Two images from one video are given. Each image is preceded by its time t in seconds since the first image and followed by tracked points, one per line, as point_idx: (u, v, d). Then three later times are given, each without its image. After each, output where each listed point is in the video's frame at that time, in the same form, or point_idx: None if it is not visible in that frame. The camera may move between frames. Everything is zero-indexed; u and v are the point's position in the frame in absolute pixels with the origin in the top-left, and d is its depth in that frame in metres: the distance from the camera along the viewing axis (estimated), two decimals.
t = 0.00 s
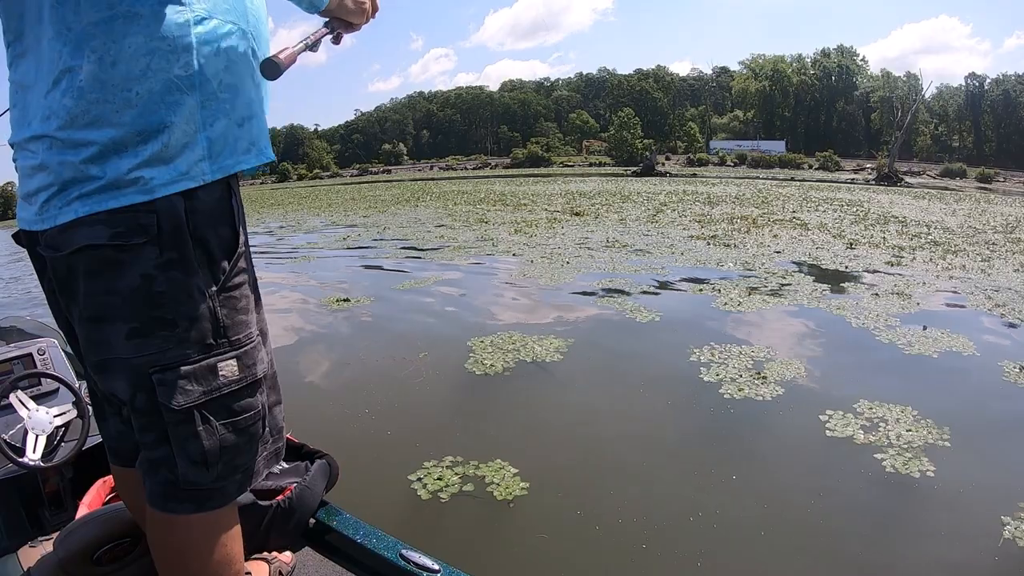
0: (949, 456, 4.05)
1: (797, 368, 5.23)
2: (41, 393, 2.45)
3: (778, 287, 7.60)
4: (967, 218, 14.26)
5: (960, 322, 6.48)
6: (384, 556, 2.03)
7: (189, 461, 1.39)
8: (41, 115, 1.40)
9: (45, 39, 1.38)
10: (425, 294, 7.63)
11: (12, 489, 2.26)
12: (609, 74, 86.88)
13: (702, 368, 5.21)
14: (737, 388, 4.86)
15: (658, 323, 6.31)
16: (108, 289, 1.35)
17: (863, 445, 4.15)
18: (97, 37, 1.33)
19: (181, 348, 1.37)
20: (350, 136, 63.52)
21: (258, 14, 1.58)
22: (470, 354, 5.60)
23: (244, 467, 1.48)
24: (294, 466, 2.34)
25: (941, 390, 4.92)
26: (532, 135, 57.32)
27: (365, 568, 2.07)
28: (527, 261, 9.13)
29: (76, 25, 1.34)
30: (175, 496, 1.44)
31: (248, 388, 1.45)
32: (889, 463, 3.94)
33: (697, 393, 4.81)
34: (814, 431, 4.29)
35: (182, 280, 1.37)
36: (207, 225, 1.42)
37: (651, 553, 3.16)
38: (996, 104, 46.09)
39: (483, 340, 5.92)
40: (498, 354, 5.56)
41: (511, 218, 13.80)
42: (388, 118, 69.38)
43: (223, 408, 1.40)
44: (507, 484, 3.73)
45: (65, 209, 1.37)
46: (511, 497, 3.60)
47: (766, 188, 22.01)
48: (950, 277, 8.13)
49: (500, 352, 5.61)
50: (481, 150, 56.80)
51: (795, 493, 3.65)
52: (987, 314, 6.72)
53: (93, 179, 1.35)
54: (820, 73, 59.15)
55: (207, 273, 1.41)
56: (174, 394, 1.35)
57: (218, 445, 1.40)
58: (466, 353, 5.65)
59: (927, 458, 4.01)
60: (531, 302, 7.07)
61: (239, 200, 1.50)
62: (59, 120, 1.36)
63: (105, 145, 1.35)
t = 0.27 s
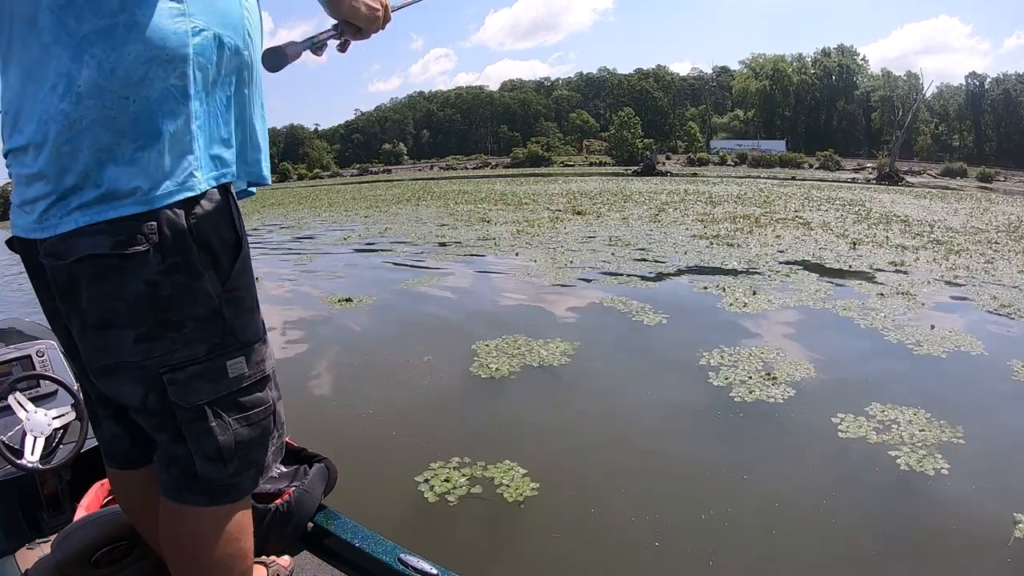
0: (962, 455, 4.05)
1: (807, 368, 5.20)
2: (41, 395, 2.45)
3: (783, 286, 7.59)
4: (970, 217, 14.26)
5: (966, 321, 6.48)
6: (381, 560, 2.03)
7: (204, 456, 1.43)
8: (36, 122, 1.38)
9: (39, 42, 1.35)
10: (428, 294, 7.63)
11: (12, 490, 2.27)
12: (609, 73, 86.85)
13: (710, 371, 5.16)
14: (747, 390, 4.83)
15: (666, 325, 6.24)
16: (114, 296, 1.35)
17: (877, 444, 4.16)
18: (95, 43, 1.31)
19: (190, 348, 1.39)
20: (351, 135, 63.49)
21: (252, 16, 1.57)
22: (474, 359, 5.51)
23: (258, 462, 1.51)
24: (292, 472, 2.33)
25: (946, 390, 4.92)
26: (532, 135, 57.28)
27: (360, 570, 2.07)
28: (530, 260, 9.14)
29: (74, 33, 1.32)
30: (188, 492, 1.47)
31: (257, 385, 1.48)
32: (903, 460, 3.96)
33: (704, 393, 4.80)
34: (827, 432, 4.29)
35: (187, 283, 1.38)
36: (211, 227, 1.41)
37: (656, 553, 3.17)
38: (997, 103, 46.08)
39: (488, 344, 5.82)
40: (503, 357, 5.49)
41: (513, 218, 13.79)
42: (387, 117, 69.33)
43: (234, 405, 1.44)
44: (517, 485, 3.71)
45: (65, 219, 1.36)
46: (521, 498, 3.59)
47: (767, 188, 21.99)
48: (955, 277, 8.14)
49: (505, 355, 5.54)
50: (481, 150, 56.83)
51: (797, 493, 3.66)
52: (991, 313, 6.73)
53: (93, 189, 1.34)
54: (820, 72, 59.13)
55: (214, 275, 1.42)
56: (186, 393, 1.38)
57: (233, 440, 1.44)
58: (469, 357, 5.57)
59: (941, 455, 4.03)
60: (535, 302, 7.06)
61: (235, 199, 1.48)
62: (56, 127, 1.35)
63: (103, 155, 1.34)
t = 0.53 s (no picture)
0: (971, 454, 4.07)
1: (816, 369, 5.18)
2: (39, 396, 2.45)
3: (788, 285, 7.59)
4: (973, 215, 14.27)
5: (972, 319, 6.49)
6: (380, 564, 2.04)
7: (234, 446, 1.41)
8: (19, 130, 1.35)
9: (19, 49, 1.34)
10: (430, 293, 7.63)
11: (12, 491, 2.29)
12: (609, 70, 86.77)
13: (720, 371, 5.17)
14: (757, 390, 4.82)
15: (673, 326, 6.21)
16: (122, 295, 1.36)
17: (887, 443, 4.17)
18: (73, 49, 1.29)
19: (206, 339, 1.39)
20: (352, 133, 63.43)
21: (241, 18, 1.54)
22: (478, 361, 5.46)
23: (295, 449, 1.49)
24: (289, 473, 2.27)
25: (951, 390, 4.92)
26: (532, 132, 57.26)
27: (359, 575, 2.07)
28: (533, 259, 9.14)
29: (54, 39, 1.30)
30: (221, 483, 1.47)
31: (283, 371, 1.46)
32: (913, 460, 3.97)
33: (710, 393, 4.81)
34: (837, 431, 4.31)
35: (193, 276, 1.37)
36: (211, 220, 1.39)
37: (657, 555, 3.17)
38: (998, 100, 46.04)
39: (492, 345, 5.78)
40: (509, 359, 5.46)
41: (515, 216, 13.80)
42: (387, 115, 69.26)
43: (258, 393, 1.42)
44: (526, 487, 3.70)
45: (56, 230, 1.35)
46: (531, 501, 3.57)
47: (769, 185, 21.97)
48: (959, 275, 8.15)
49: (510, 357, 5.50)
50: (481, 148, 56.80)
51: (799, 494, 3.66)
52: (997, 311, 6.74)
53: (79, 198, 1.32)
54: (820, 69, 59.08)
55: (224, 264, 1.41)
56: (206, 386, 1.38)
57: (260, 428, 1.42)
58: (475, 358, 5.54)
59: (950, 454, 4.05)
60: (538, 301, 7.05)
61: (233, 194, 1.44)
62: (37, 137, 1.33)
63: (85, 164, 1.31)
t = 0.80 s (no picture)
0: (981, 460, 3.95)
1: (824, 369, 5.13)
2: (39, 397, 2.45)
3: (795, 283, 7.56)
4: (978, 211, 14.23)
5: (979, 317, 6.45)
6: (380, 565, 2.03)
7: (205, 477, 1.41)
8: (15, 129, 1.34)
9: (18, 42, 1.31)
10: (434, 291, 7.61)
11: (11, 491, 2.29)
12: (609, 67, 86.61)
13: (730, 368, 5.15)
14: (767, 389, 4.76)
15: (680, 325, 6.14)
16: (111, 302, 1.34)
17: (895, 447, 4.08)
18: (79, 49, 1.27)
19: (186, 360, 1.38)
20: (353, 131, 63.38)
21: (249, 21, 1.53)
22: (486, 360, 5.46)
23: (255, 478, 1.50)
24: (290, 476, 2.35)
25: (961, 389, 4.88)
26: (533, 130, 57.20)
27: None
28: (536, 257, 9.11)
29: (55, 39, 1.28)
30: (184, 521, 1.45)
31: (255, 395, 1.48)
32: (921, 468, 3.86)
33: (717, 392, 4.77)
34: (847, 432, 4.24)
35: (183, 288, 1.38)
36: (206, 228, 1.42)
37: (662, 556, 3.15)
38: (1000, 96, 45.95)
39: (498, 345, 5.75)
40: (517, 358, 5.43)
41: (518, 213, 13.77)
42: (388, 112, 69.20)
43: (233, 419, 1.42)
44: (536, 494, 3.62)
45: (48, 224, 1.32)
46: (541, 508, 3.50)
47: (771, 181, 21.96)
48: (966, 272, 8.11)
49: (518, 355, 5.49)
50: (482, 145, 56.76)
51: (809, 496, 3.61)
52: (1004, 309, 6.71)
53: (78, 196, 1.30)
54: (822, 66, 58.95)
55: (209, 279, 1.43)
56: (182, 410, 1.36)
57: (232, 457, 1.42)
58: (482, 357, 5.52)
59: (960, 463, 3.91)
60: (541, 300, 7.02)
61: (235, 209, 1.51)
62: (35, 132, 1.30)
63: (90, 164, 1.30)
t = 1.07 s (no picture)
0: (993, 466, 3.92)
1: (832, 369, 5.14)
2: (40, 394, 2.45)
3: (801, 283, 7.54)
4: (981, 210, 14.21)
5: (986, 318, 6.43)
6: (381, 559, 2.05)
7: (199, 487, 1.40)
8: (22, 124, 1.33)
9: (27, 35, 1.31)
10: (437, 291, 7.59)
11: (12, 490, 2.27)
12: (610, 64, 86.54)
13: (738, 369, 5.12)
14: (777, 391, 4.75)
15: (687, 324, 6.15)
16: (118, 300, 1.31)
17: (906, 454, 4.04)
18: (90, 39, 1.27)
19: (192, 365, 1.36)
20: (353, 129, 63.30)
21: (265, 19, 1.55)
22: (493, 361, 5.41)
23: (251, 489, 1.49)
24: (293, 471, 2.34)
25: (969, 390, 4.86)
26: (534, 127, 57.17)
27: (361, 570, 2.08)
28: (539, 257, 9.09)
29: (63, 29, 1.27)
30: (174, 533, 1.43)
31: (256, 406, 1.46)
32: (935, 475, 3.83)
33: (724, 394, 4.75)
34: (856, 440, 4.18)
35: (193, 290, 1.36)
36: (216, 230, 1.41)
37: (671, 563, 3.13)
38: (1001, 94, 45.89)
39: (506, 345, 5.73)
40: (525, 359, 5.39)
41: (520, 212, 13.76)
42: (389, 110, 69.16)
43: (234, 429, 1.41)
44: (548, 503, 3.56)
45: (55, 221, 1.31)
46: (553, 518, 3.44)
47: (773, 180, 21.94)
48: (970, 272, 8.09)
49: (525, 356, 5.44)
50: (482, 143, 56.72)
51: (823, 504, 3.57)
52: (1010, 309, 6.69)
53: (86, 192, 1.29)
54: (823, 64, 58.88)
55: (217, 282, 1.42)
56: (184, 418, 1.34)
57: (230, 470, 1.41)
58: (489, 358, 5.49)
59: (972, 471, 3.88)
60: (546, 300, 7.00)
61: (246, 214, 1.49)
62: (44, 127, 1.30)
63: (102, 158, 1.30)
